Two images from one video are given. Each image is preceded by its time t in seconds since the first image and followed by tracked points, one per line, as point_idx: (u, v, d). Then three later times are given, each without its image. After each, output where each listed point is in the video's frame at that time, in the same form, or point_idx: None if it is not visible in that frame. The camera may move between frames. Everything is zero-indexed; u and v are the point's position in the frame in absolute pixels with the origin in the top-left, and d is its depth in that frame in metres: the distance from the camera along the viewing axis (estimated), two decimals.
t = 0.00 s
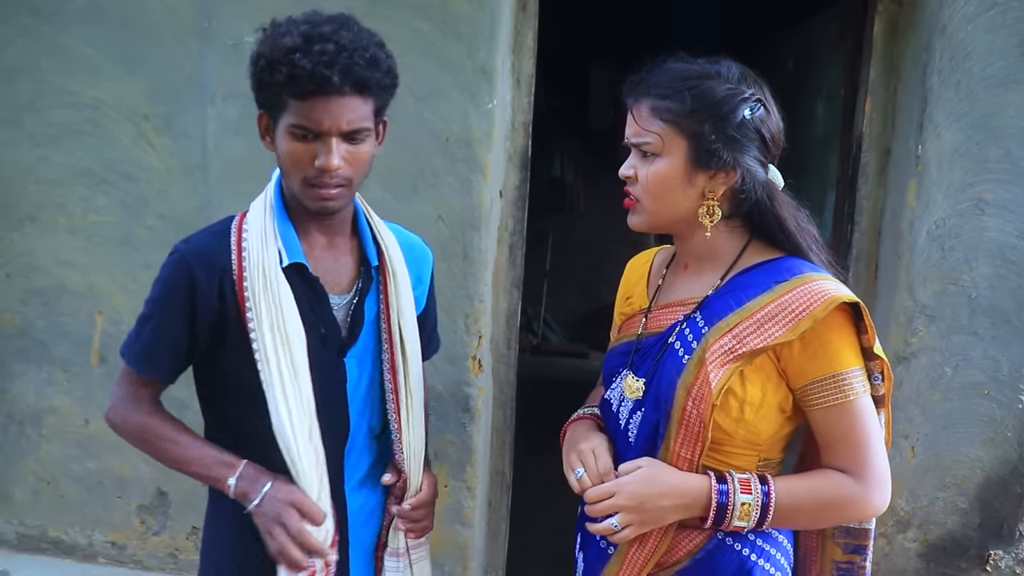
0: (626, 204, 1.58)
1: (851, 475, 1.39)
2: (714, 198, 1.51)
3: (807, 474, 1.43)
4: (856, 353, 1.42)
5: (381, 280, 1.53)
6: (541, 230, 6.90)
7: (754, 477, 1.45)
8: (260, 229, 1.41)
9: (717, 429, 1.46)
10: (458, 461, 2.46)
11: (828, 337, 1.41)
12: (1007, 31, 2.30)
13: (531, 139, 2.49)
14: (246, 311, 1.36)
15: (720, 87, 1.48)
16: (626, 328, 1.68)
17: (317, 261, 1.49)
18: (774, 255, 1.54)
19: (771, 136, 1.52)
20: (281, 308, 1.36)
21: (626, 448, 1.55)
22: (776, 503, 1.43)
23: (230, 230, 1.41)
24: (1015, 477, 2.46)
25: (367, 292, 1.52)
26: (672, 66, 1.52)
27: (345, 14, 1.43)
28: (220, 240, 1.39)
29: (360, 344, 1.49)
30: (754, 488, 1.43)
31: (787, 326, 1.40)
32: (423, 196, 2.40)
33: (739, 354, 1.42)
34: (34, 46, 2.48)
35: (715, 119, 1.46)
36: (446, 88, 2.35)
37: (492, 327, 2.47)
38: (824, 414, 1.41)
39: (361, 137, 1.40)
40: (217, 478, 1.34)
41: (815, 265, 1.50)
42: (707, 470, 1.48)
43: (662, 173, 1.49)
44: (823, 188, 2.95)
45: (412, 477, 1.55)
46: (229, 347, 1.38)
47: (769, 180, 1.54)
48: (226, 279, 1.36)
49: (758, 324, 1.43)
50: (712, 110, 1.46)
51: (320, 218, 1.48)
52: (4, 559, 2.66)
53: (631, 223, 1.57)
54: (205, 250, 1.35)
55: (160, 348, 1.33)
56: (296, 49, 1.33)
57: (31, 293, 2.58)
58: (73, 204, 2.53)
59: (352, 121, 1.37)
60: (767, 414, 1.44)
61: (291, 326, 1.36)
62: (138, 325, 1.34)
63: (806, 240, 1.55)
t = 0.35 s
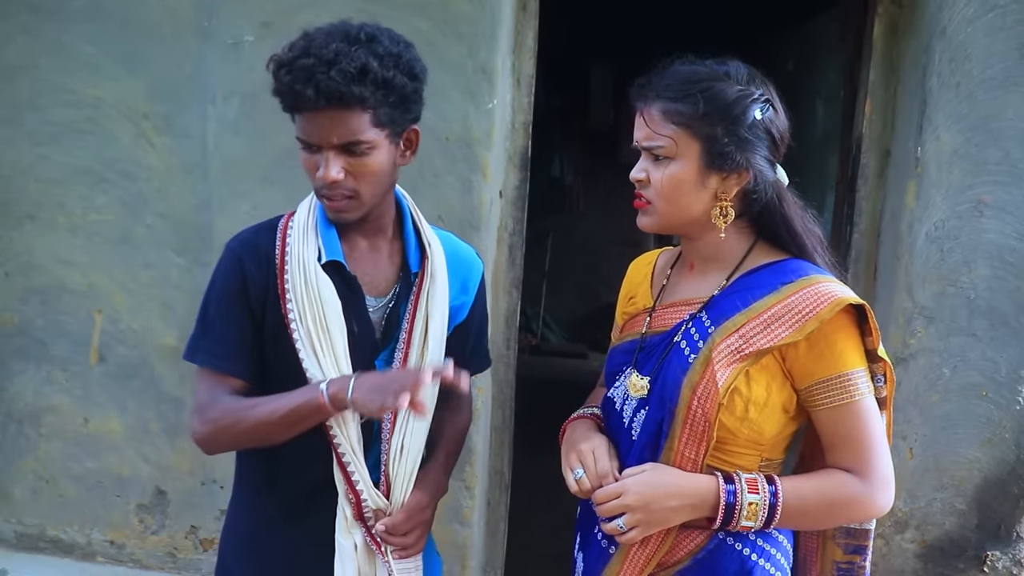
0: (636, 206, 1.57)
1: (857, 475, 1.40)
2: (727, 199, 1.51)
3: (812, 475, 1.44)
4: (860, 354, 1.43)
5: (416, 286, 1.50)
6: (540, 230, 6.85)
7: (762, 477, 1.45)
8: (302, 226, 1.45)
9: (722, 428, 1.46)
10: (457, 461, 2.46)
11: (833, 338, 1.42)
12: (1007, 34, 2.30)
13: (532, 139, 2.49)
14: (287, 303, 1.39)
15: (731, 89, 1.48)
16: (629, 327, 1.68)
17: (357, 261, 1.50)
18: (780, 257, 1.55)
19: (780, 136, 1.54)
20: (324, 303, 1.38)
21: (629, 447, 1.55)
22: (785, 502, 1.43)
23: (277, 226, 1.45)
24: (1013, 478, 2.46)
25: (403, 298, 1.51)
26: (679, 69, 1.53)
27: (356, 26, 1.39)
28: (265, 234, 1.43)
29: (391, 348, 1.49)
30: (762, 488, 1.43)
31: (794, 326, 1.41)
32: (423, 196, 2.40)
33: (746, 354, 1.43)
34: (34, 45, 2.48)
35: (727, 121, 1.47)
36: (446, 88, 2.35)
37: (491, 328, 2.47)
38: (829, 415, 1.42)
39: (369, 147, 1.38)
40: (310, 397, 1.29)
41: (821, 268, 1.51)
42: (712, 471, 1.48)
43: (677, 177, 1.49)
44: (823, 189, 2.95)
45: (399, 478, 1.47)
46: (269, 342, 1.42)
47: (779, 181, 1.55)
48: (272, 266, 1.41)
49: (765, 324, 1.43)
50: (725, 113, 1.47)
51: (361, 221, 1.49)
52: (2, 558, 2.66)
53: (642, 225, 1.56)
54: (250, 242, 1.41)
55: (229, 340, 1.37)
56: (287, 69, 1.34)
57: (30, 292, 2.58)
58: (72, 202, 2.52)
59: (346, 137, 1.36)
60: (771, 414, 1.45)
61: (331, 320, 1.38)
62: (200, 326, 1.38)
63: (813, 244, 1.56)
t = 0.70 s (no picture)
0: (646, 207, 1.56)
1: (858, 476, 1.40)
2: (739, 198, 1.51)
3: (814, 474, 1.44)
4: (864, 355, 1.43)
5: (411, 294, 1.50)
6: (537, 229, 6.84)
7: (765, 475, 1.45)
8: (298, 223, 1.46)
9: (727, 427, 1.46)
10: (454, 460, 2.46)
11: (838, 339, 1.42)
12: (1004, 33, 2.30)
13: (529, 138, 2.49)
14: (272, 299, 1.39)
15: (742, 88, 1.48)
16: (631, 327, 1.68)
17: (352, 262, 1.51)
18: (785, 257, 1.55)
19: (786, 134, 1.55)
20: (309, 301, 1.38)
21: (632, 446, 1.55)
22: (788, 501, 1.42)
23: (274, 224, 1.47)
24: (1010, 478, 2.46)
25: (399, 300, 1.51)
26: (688, 69, 1.51)
27: (363, 22, 1.41)
28: (262, 232, 1.45)
29: (384, 349, 1.48)
30: (766, 485, 1.43)
31: (800, 327, 1.40)
32: (420, 195, 2.40)
33: (752, 354, 1.42)
34: (31, 44, 2.48)
35: (741, 121, 1.46)
36: (443, 86, 2.35)
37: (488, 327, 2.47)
38: (832, 415, 1.41)
39: (370, 137, 1.38)
40: (235, 483, 1.32)
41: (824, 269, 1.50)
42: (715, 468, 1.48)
43: (691, 178, 1.48)
44: (820, 189, 2.95)
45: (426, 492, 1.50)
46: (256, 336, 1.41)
47: (786, 180, 1.56)
48: (262, 263, 1.41)
49: (771, 324, 1.43)
50: (738, 113, 1.46)
51: (356, 218, 1.48)
52: None
53: (653, 226, 1.55)
54: (245, 239, 1.42)
55: (206, 335, 1.37)
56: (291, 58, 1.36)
57: (26, 291, 2.57)
58: (69, 201, 2.52)
59: (354, 123, 1.36)
60: (776, 414, 1.45)
61: (315, 319, 1.38)
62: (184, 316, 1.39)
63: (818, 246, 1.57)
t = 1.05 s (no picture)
0: (658, 208, 1.55)
1: (869, 478, 1.39)
2: (753, 199, 1.51)
3: (825, 476, 1.43)
4: (876, 357, 1.43)
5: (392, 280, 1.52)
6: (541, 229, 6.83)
7: (774, 475, 1.45)
8: (268, 225, 1.46)
9: (739, 430, 1.45)
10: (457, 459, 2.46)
11: (853, 341, 1.41)
12: (1011, 33, 2.30)
13: (533, 138, 2.49)
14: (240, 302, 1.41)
15: (756, 88, 1.48)
16: (640, 328, 1.67)
17: (327, 261, 1.51)
18: (797, 258, 1.54)
19: (798, 134, 1.55)
20: (274, 304, 1.39)
21: (643, 449, 1.55)
22: (796, 502, 1.42)
23: (241, 227, 1.47)
24: (1014, 480, 2.46)
25: (378, 293, 1.51)
26: (701, 68, 1.51)
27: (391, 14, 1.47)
28: (228, 236, 1.45)
29: (368, 343, 1.48)
30: (774, 484, 1.43)
31: (814, 328, 1.40)
32: (424, 194, 2.40)
33: (765, 356, 1.42)
34: (36, 41, 2.48)
35: (756, 120, 1.46)
36: (447, 85, 2.35)
37: (492, 326, 2.47)
38: (844, 417, 1.41)
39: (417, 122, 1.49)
40: (144, 530, 1.53)
41: (832, 269, 1.50)
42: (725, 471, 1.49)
43: (706, 177, 1.47)
44: (824, 190, 2.93)
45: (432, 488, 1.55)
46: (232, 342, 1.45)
47: (798, 181, 1.56)
48: (230, 270, 1.42)
49: (784, 326, 1.43)
50: (753, 112, 1.46)
51: (340, 213, 1.50)
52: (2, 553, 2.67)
53: (666, 227, 1.54)
54: (211, 246, 1.43)
55: (180, 346, 1.45)
56: (344, 36, 1.38)
57: (31, 288, 2.58)
58: (73, 199, 2.53)
59: (410, 101, 1.44)
60: (788, 416, 1.45)
61: (278, 323, 1.38)
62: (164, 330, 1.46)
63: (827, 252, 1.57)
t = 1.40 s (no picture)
0: (657, 206, 1.55)
1: (870, 480, 1.39)
2: (751, 199, 1.51)
3: (826, 478, 1.43)
4: (878, 359, 1.42)
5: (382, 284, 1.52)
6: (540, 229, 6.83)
7: (775, 477, 1.45)
8: (258, 224, 1.45)
9: (739, 432, 1.46)
10: (459, 459, 2.46)
11: (855, 343, 1.41)
12: (1011, 32, 2.30)
13: (534, 138, 2.49)
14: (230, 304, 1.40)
15: (757, 87, 1.49)
16: (641, 328, 1.68)
17: (319, 261, 1.51)
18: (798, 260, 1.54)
19: (800, 136, 1.55)
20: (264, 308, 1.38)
21: (643, 450, 1.55)
22: (797, 504, 1.42)
23: (229, 226, 1.45)
24: (1014, 478, 2.46)
25: (368, 296, 1.51)
26: (703, 66, 1.52)
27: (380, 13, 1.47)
28: (217, 235, 1.44)
29: (358, 345, 1.48)
30: (775, 486, 1.43)
31: (814, 330, 1.40)
32: (425, 194, 2.40)
33: (766, 358, 1.42)
34: (36, 42, 2.48)
35: (755, 119, 1.46)
36: (448, 86, 2.35)
37: (492, 326, 2.48)
38: (845, 419, 1.41)
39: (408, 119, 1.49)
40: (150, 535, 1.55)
41: (835, 270, 1.49)
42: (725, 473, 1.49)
43: (704, 175, 1.47)
44: (825, 191, 2.94)
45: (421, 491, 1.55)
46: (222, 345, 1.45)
47: (799, 183, 1.56)
48: (219, 272, 1.40)
49: (785, 328, 1.43)
50: (753, 111, 1.46)
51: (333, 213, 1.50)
52: (4, 555, 2.67)
53: (664, 225, 1.54)
54: (198, 245, 1.41)
55: (168, 346, 1.43)
56: (334, 33, 1.38)
57: (31, 289, 2.58)
58: (74, 200, 2.53)
59: (401, 97, 1.44)
60: (789, 418, 1.45)
61: (268, 327, 1.37)
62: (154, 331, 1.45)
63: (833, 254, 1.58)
